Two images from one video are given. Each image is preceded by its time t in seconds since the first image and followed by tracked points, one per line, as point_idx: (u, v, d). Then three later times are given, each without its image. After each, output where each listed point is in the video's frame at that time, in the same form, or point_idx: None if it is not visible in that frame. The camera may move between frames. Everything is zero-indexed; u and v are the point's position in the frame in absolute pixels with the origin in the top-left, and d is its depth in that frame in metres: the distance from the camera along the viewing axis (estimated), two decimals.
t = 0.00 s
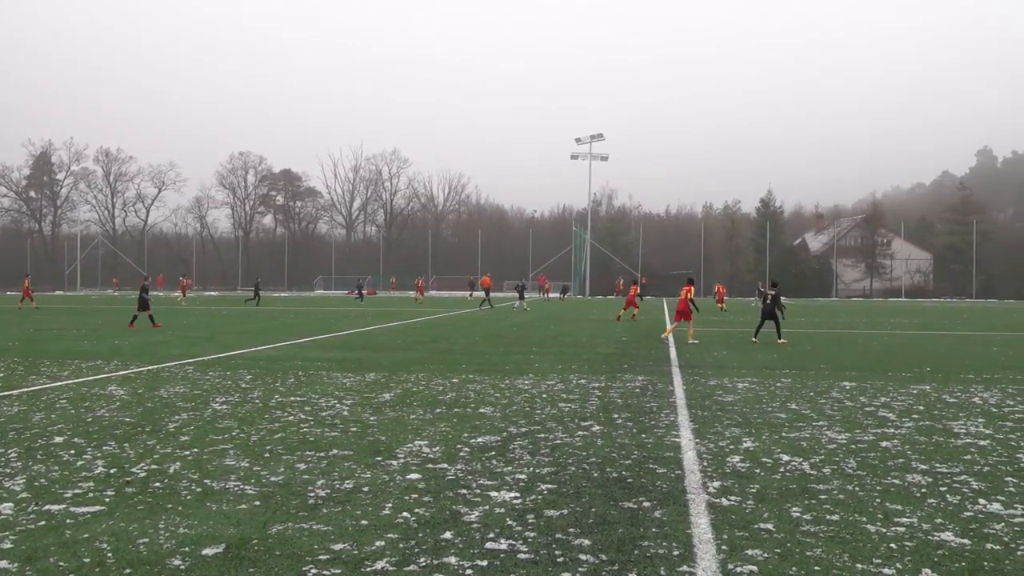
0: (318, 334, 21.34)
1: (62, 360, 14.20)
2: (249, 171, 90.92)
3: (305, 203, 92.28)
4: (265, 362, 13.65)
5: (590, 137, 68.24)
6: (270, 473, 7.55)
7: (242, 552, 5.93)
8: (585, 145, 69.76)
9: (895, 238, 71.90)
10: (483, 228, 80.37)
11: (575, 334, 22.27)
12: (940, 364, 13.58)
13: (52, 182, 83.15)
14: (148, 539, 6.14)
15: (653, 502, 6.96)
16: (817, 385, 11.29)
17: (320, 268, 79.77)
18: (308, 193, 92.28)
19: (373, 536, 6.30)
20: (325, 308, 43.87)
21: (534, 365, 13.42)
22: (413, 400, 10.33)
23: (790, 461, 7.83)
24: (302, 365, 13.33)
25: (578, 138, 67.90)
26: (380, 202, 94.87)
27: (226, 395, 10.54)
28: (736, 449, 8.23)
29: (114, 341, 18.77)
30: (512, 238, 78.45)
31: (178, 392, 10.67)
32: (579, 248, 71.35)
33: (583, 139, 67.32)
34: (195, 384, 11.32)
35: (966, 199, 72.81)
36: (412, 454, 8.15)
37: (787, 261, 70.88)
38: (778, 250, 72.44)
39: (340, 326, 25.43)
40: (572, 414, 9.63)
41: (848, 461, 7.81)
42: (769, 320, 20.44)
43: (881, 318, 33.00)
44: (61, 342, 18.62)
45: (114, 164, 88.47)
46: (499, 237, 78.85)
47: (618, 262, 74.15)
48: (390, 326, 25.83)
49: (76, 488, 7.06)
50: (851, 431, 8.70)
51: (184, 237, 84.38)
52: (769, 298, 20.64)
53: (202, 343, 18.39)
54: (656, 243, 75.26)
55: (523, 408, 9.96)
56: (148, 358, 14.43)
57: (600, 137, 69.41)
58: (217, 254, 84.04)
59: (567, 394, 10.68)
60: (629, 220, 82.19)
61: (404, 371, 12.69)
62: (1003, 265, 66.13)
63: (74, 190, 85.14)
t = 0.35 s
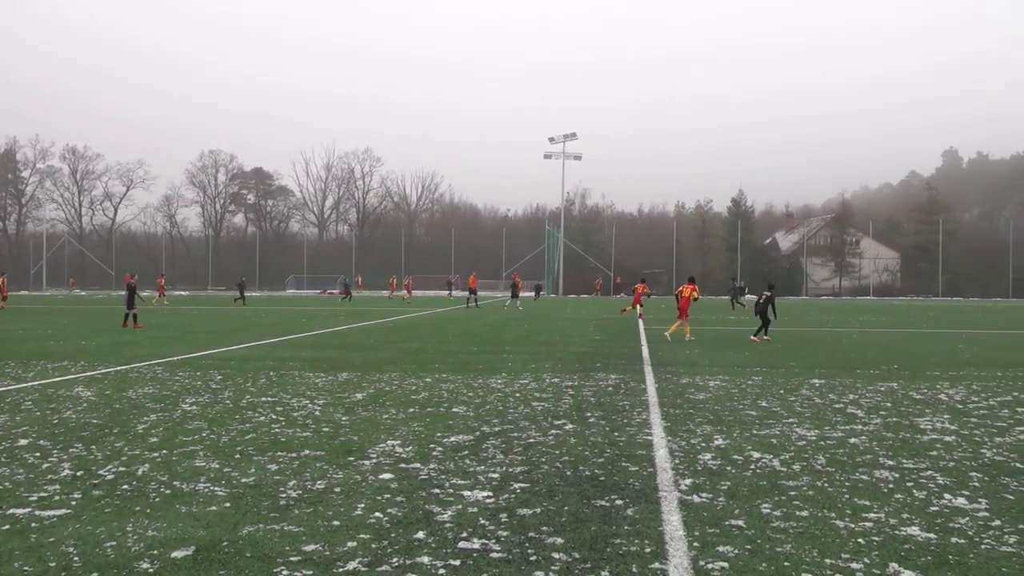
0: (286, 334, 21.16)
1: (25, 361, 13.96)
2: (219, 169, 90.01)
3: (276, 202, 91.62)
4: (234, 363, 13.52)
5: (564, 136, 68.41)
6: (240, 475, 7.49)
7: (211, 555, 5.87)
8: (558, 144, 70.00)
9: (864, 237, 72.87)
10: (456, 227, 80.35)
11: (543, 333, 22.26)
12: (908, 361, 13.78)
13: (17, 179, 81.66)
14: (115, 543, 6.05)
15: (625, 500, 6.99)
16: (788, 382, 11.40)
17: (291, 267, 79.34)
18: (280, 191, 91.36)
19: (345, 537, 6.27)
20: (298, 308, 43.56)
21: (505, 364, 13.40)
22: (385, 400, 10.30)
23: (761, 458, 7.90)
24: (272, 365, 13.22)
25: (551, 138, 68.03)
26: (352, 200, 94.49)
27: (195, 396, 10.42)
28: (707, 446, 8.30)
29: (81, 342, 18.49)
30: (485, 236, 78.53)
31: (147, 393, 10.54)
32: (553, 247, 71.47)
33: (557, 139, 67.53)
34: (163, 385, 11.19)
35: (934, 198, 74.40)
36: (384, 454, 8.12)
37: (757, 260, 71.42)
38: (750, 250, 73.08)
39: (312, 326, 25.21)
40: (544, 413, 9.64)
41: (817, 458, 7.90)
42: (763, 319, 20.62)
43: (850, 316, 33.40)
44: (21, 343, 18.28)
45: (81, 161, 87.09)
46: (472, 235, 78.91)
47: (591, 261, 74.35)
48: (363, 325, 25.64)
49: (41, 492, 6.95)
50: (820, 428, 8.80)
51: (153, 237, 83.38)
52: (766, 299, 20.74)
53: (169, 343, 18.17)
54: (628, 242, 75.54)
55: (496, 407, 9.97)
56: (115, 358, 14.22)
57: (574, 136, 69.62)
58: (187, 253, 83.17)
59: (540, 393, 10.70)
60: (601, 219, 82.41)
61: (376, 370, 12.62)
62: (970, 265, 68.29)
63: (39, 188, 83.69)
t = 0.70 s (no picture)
0: (246, 334, 21.02)
1: None
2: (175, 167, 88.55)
3: (234, 201, 90.44)
4: (192, 364, 13.34)
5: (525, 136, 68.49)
6: (199, 478, 7.38)
7: (168, 559, 5.77)
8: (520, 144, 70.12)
9: (819, 237, 74.30)
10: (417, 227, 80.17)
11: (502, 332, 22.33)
12: (865, 358, 14.06)
13: None
14: (68, 549, 5.92)
15: (586, 499, 7.03)
16: (747, 381, 11.58)
17: (250, 267, 78.44)
18: (238, 190, 90.49)
19: (305, 539, 6.20)
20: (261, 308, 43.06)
21: (467, 364, 13.41)
22: (347, 401, 10.25)
23: (719, 456, 8.00)
24: (231, 366, 13.07)
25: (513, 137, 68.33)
26: (312, 199, 93.69)
27: (151, 398, 10.25)
28: (667, 444, 8.38)
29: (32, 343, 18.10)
30: (447, 236, 78.46)
31: (101, 396, 10.34)
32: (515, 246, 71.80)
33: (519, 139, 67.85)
34: (118, 387, 10.99)
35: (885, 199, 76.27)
36: (345, 454, 8.07)
37: (716, 261, 72.46)
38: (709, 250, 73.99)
39: (271, 326, 24.94)
40: (506, 412, 9.66)
41: (774, 454, 8.02)
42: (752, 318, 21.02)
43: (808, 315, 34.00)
44: None
45: (31, 159, 85.01)
46: (434, 235, 78.81)
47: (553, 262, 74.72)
48: (325, 326, 25.47)
49: None
50: (778, 425, 8.95)
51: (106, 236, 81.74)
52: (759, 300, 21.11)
53: (125, 344, 17.88)
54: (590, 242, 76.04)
55: (458, 406, 9.96)
56: (68, 360, 13.92)
57: (535, 136, 69.73)
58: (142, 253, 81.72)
59: (502, 393, 10.72)
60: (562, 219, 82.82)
61: (337, 371, 12.54)
62: (917, 265, 69.79)
63: None
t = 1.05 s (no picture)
0: (206, 334, 20.86)
1: None
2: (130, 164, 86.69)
3: (191, 199, 88.91)
4: (149, 365, 13.14)
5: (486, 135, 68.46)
6: (155, 481, 7.26)
7: (122, 565, 5.66)
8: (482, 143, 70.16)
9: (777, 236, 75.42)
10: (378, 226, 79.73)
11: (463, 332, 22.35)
12: (822, 357, 14.35)
13: None
14: (18, 555, 5.78)
15: (548, 497, 7.06)
16: (707, 379, 11.74)
17: (208, 267, 77.46)
18: (194, 188, 89.08)
19: (264, 542, 6.13)
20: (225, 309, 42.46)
21: (430, 363, 13.41)
22: (307, 401, 10.17)
23: (680, 453, 8.07)
24: (189, 367, 12.90)
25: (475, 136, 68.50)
26: (271, 198, 92.49)
27: (105, 401, 10.05)
28: (627, 443, 8.45)
29: None
30: (408, 235, 78.18)
31: (53, 399, 10.11)
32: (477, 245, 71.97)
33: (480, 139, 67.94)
34: (71, 389, 10.76)
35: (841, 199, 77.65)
36: (305, 456, 8.00)
37: (676, 260, 73.21)
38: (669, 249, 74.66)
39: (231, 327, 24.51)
40: (469, 412, 9.66)
41: (734, 451, 8.13)
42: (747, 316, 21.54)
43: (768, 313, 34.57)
44: None
45: None
46: (395, 234, 78.50)
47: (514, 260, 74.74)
48: (285, 326, 25.17)
49: None
50: (736, 422, 9.08)
51: (58, 235, 79.85)
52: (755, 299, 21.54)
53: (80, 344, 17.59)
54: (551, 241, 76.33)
55: (420, 407, 9.93)
56: (14, 361, 13.55)
57: (496, 135, 69.73)
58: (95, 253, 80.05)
59: (465, 392, 10.72)
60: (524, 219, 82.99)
61: (298, 371, 12.45)
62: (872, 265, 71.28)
63: None
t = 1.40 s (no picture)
0: (160, 334, 20.50)
1: None
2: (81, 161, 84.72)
3: (144, 196, 87.24)
4: (101, 366, 12.91)
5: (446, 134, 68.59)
6: (107, 484, 7.13)
7: (72, 570, 5.54)
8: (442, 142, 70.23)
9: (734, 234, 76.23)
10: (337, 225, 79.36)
11: (422, 331, 22.28)
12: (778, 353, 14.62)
13: None
14: None
15: (507, 495, 7.08)
16: (665, 376, 11.89)
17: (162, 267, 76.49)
18: (148, 186, 87.33)
19: (220, 545, 6.05)
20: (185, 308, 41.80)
21: (388, 362, 13.38)
22: (264, 402, 10.07)
23: (638, 450, 8.16)
24: (142, 368, 12.72)
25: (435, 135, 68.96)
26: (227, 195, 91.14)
27: (55, 403, 9.84)
28: (586, 440, 8.51)
29: None
30: (367, 234, 78.01)
31: None
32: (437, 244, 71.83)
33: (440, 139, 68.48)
34: (18, 391, 10.51)
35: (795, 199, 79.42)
36: (263, 457, 7.93)
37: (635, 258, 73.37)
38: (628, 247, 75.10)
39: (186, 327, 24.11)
40: (429, 411, 9.65)
41: (692, 448, 8.23)
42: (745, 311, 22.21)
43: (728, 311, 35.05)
44: None
45: None
46: (354, 233, 78.29)
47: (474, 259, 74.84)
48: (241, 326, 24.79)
49: None
50: (694, 419, 9.20)
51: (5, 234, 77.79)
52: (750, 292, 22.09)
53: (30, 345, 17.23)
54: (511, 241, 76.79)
55: (379, 406, 9.89)
56: None
57: (457, 134, 69.92)
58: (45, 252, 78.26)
59: (424, 391, 10.71)
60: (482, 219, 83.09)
61: (255, 371, 12.32)
62: (825, 263, 72.55)
63: None
